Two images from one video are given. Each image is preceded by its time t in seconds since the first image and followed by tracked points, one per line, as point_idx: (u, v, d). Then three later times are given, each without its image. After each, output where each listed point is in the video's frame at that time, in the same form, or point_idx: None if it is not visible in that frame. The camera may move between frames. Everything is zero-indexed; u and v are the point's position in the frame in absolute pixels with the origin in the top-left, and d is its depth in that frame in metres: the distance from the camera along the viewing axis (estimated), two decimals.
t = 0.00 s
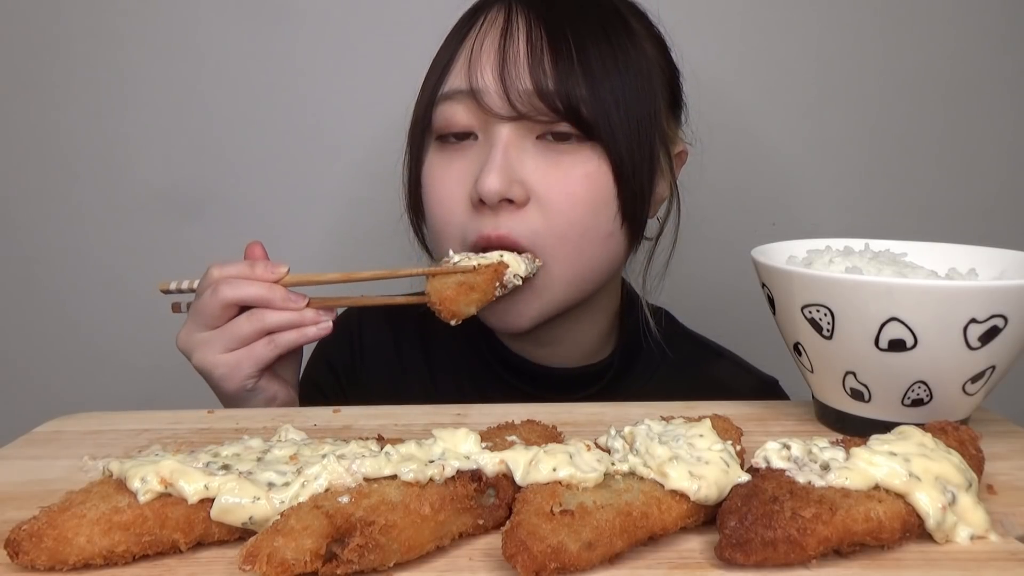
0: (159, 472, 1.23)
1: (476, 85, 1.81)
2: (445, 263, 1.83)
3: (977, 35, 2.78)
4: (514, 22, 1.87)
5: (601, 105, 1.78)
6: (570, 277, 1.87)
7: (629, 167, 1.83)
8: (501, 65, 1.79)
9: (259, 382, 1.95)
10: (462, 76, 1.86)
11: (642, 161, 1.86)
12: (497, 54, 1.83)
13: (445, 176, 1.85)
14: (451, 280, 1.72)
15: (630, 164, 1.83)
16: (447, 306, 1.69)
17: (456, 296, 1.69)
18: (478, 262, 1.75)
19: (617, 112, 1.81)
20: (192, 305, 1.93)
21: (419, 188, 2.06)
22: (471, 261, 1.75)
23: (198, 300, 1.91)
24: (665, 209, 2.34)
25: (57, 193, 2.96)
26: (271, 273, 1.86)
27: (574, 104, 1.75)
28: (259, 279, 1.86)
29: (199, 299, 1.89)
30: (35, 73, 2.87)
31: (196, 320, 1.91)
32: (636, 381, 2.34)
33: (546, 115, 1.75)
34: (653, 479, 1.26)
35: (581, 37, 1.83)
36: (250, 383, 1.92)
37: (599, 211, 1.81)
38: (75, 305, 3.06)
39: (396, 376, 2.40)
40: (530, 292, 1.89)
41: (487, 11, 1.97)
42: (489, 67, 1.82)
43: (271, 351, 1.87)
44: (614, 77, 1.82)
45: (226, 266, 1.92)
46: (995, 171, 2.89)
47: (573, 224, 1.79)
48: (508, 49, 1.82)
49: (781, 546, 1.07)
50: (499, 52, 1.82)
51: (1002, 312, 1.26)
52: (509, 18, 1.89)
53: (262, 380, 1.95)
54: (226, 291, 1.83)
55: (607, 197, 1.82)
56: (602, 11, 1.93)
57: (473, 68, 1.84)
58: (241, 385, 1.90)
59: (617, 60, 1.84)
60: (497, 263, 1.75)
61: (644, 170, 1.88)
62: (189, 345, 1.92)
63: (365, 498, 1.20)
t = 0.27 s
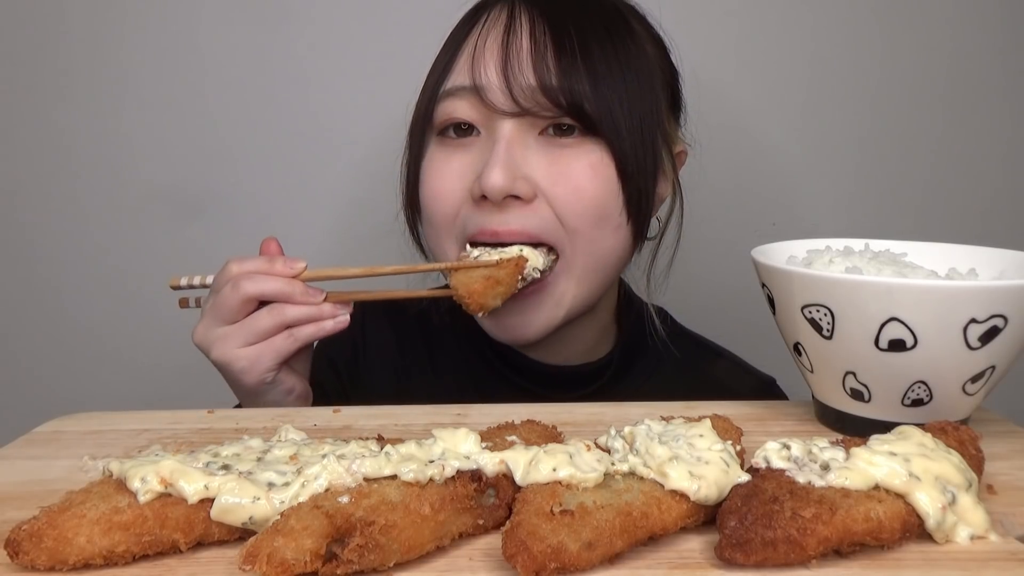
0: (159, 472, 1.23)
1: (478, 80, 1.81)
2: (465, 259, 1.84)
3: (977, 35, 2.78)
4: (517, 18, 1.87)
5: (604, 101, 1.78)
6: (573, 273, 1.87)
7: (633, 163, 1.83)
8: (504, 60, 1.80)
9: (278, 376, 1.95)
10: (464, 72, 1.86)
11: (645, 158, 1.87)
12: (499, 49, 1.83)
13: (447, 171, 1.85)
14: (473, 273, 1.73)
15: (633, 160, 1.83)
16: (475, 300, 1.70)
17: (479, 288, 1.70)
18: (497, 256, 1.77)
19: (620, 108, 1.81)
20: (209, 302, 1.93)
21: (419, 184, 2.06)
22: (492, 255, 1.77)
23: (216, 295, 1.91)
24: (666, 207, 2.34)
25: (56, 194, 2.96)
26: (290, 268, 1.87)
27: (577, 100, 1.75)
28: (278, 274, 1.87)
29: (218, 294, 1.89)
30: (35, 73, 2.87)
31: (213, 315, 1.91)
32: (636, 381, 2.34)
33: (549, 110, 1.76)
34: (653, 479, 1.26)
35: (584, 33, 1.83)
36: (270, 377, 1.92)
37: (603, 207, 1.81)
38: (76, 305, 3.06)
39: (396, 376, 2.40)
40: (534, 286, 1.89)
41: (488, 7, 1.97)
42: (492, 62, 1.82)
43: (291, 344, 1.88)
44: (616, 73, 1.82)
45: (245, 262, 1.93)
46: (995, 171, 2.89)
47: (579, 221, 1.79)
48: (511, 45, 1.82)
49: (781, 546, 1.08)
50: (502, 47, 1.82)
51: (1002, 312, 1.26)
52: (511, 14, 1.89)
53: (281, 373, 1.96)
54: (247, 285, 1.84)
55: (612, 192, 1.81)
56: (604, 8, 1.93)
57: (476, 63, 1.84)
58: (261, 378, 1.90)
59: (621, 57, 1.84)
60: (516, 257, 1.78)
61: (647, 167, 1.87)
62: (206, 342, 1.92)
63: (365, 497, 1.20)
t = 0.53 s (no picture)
0: (159, 472, 1.23)
1: (480, 75, 1.81)
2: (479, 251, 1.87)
3: (977, 35, 2.77)
4: (519, 13, 1.88)
5: (606, 96, 1.78)
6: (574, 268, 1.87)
7: (634, 159, 1.82)
8: (506, 55, 1.80)
9: (292, 363, 1.94)
10: (465, 67, 1.86)
11: (647, 154, 1.86)
12: (501, 44, 1.83)
13: (448, 166, 1.84)
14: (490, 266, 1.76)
15: (634, 156, 1.83)
16: (493, 292, 1.74)
17: (497, 281, 1.74)
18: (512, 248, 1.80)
19: (621, 103, 1.81)
20: (222, 291, 1.93)
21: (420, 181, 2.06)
22: (508, 248, 1.81)
23: (231, 285, 1.91)
24: (668, 206, 2.34)
25: (55, 194, 2.95)
26: (305, 258, 1.88)
27: (578, 95, 1.75)
28: (294, 262, 1.88)
29: (233, 283, 1.90)
30: (35, 73, 2.87)
31: (228, 303, 1.91)
32: (637, 381, 2.34)
33: (550, 105, 1.76)
34: (653, 479, 1.26)
35: (586, 30, 1.83)
36: (285, 364, 1.91)
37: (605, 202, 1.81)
38: (76, 305, 3.06)
39: (396, 375, 2.39)
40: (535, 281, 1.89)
41: (490, 3, 1.98)
42: (493, 57, 1.82)
43: (306, 332, 1.88)
44: (618, 69, 1.82)
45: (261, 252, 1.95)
46: (995, 170, 2.89)
47: (581, 216, 1.79)
48: (512, 39, 1.82)
49: (781, 546, 1.08)
50: (504, 42, 1.82)
51: (1002, 312, 1.26)
52: (513, 9, 1.89)
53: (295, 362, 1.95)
54: (263, 273, 1.85)
55: (613, 186, 1.80)
56: (606, 5, 1.94)
57: (477, 58, 1.84)
58: (276, 365, 1.89)
59: (622, 53, 1.85)
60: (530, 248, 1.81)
61: (649, 163, 1.87)
62: (220, 330, 1.91)
63: (365, 498, 1.20)
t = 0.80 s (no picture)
0: (159, 472, 1.23)
1: (483, 79, 1.81)
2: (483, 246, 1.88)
3: (977, 35, 2.78)
4: (522, 17, 1.88)
5: (609, 101, 1.78)
6: (577, 272, 1.87)
7: (636, 163, 1.83)
8: (509, 60, 1.80)
9: (292, 356, 1.94)
10: (469, 71, 1.86)
11: (650, 158, 1.86)
12: (504, 48, 1.83)
13: (451, 170, 1.84)
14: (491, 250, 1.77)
15: (637, 160, 1.83)
16: (489, 274, 1.74)
17: (496, 265, 1.74)
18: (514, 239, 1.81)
19: (625, 108, 1.81)
20: (221, 285, 1.93)
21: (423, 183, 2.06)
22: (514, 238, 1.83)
23: (231, 278, 1.91)
24: (671, 208, 2.34)
25: (55, 194, 2.96)
26: (304, 250, 1.88)
27: (582, 100, 1.75)
28: (293, 255, 1.88)
29: (233, 276, 1.89)
30: (35, 73, 2.87)
31: (227, 297, 1.90)
32: (639, 383, 2.34)
33: (553, 110, 1.76)
34: (653, 479, 1.26)
35: (589, 34, 1.83)
36: (285, 356, 1.91)
37: (608, 207, 1.81)
38: (76, 305, 3.06)
39: (397, 375, 2.39)
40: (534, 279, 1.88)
41: (494, 6, 1.98)
42: (497, 61, 1.82)
43: (305, 326, 1.88)
44: (621, 73, 1.82)
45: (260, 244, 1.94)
46: (994, 170, 2.89)
47: (584, 221, 1.79)
48: (516, 44, 1.82)
49: (780, 546, 1.07)
50: (508, 46, 1.82)
51: (1002, 312, 1.26)
52: (517, 13, 1.89)
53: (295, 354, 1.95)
54: (263, 267, 1.84)
55: (616, 191, 1.81)
56: (610, 9, 1.94)
57: (481, 62, 1.84)
58: (276, 358, 1.89)
59: (626, 57, 1.85)
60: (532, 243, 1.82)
61: (652, 167, 1.87)
62: (219, 323, 1.90)
63: (365, 498, 1.20)
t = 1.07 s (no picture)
0: (159, 472, 1.23)
1: (485, 84, 1.81)
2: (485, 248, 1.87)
3: (976, 35, 2.78)
4: (524, 21, 1.88)
5: (611, 105, 1.78)
6: (579, 276, 1.87)
7: (639, 167, 1.83)
8: (511, 64, 1.80)
9: (266, 364, 1.95)
10: (471, 75, 1.86)
11: (652, 162, 1.86)
12: (506, 53, 1.83)
13: (453, 175, 1.84)
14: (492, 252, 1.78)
15: (639, 164, 1.83)
16: (492, 276, 1.77)
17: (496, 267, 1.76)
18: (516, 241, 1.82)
19: (626, 112, 1.81)
20: (200, 287, 1.93)
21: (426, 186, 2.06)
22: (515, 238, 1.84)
23: (209, 280, 1.91)
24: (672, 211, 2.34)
25: (56, 193, 2.95)
26: (282, 253, 1.87)
27: (583, 105, 1.75)
28: (272, 259, 1.87)
29: (210, 279, 1.89)
30: (35, 72, 2.87)
31: (204, 301, 1.90)
32: (640, 384, 2.34)
33: (554, 115, 1.75)
34: (653, 479, 1.26)
35: (591, 37, 1.83)
36: (258, 365, 1.92)
37: (610, 212, 1.81)
38: (75, 305, 3.06)
39: (396, 376, 2.39)
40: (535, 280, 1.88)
41: (496, 10, 1.98)
42: (498, 66, 1.82)
43: (281, 334, 1.89)
44: (623, 77, 1.82)
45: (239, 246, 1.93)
46: (994, 170, 2.89)
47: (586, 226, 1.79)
48: (518, 48, 1.82)
49: (780, 546, 1.07)
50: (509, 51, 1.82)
51: (1002, 312, 1.26)
52: (518, 17, 1.89)
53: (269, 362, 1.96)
54: (239, 271, 1.84)
55: (617, 196, 1.81)
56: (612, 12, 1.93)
57: (482, 67, 1.84)
58: (249, 366, 1.90)
59: (627, 61, 1.84)
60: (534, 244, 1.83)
61: (653, 171, 1.87)
62: (195, 327, 1.91)
63: (365, 498, 1.20)
